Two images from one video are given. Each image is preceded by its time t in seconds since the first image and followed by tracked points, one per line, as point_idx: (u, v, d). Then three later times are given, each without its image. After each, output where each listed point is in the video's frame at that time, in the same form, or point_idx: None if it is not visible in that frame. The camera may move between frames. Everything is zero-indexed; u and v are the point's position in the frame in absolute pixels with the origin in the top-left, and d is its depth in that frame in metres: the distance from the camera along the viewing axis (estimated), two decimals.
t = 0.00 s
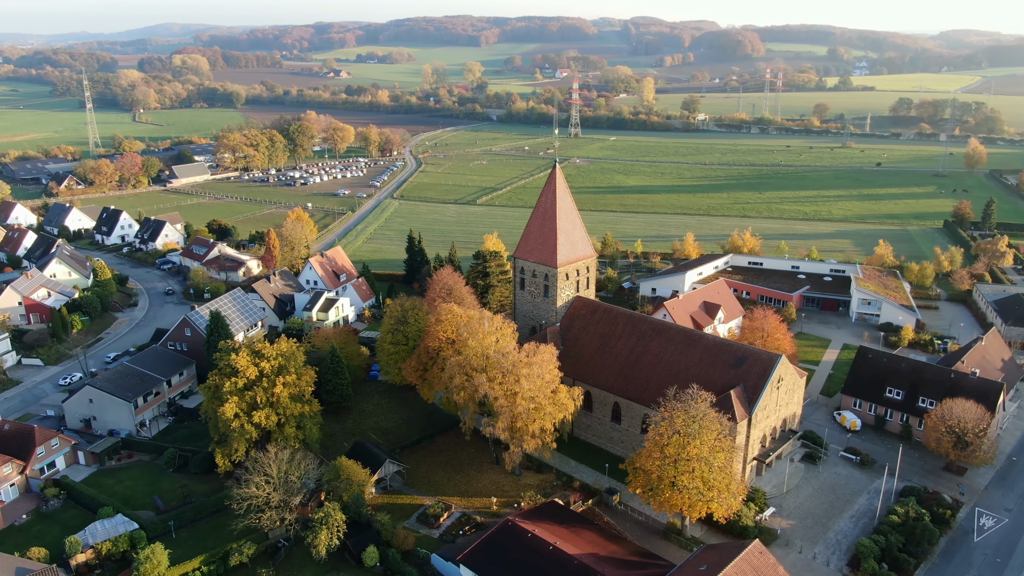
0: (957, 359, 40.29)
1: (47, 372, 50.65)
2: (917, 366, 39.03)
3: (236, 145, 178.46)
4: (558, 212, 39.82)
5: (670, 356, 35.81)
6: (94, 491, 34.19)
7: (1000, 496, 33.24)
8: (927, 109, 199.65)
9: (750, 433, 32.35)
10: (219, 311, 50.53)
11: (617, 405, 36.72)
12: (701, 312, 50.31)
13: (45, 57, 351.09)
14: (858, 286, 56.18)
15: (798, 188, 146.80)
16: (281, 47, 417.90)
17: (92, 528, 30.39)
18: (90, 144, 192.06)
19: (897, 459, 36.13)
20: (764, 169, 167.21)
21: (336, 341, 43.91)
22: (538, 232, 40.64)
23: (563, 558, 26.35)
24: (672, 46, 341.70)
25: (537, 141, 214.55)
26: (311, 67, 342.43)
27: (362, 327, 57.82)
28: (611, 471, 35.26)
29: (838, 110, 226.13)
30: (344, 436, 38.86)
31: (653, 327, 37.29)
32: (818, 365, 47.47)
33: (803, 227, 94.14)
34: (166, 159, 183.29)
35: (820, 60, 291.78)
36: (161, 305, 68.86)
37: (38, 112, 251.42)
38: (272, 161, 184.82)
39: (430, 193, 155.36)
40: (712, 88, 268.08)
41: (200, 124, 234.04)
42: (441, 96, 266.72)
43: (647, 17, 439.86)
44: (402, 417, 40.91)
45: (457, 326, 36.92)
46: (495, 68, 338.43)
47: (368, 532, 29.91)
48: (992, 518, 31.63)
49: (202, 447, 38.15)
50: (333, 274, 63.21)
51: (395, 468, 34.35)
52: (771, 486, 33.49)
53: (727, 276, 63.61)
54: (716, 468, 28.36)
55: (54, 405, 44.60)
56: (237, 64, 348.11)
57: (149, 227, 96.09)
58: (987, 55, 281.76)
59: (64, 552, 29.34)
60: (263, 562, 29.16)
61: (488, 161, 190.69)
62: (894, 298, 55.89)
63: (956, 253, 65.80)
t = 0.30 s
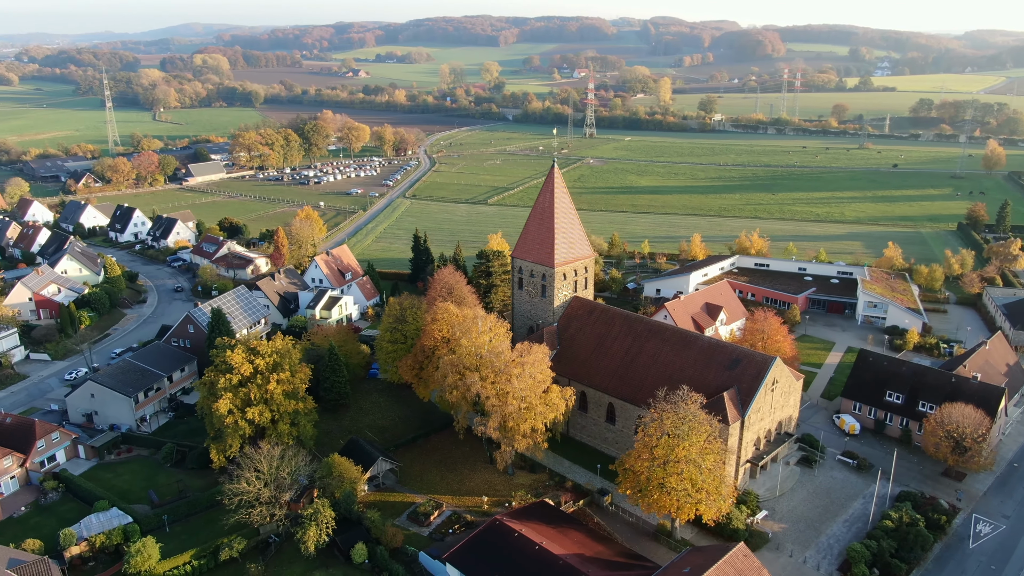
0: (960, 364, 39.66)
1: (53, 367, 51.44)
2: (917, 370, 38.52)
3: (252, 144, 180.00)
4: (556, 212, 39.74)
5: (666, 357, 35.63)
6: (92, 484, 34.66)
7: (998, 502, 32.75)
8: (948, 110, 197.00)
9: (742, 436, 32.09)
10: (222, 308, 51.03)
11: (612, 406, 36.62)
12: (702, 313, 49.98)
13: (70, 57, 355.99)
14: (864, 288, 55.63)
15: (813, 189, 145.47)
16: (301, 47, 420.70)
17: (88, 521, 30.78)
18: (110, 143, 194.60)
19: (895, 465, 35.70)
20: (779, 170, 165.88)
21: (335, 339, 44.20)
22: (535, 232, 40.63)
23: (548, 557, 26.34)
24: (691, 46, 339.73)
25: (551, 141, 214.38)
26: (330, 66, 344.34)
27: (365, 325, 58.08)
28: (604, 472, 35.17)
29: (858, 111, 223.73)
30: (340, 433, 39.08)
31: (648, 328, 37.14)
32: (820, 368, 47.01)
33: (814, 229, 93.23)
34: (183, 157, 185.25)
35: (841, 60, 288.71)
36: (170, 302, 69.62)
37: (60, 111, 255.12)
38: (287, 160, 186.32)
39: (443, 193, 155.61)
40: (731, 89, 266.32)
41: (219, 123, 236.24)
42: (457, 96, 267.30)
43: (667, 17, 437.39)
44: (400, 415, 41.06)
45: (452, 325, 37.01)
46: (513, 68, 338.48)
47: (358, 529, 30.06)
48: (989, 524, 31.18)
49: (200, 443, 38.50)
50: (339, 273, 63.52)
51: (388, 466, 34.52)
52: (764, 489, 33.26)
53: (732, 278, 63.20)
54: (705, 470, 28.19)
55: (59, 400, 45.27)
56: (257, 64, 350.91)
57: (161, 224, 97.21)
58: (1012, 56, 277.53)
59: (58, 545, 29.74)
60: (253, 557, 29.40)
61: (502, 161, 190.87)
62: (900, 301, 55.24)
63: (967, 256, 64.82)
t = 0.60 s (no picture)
0: (961, 368, 39.09)
1: (60, 361, 52.13)
2: (918, 374, 38.06)
3: (267, 143, 181.50)
4: (553, 212, 39.65)
5: (661, 359, 35.49)
6: (90, 478, 35.07)
7: (996, 509, 32.26)
8: (969, 112, 194.12)
9: (735, 438, 31.90)
10: (226, 305, 51.55)
11: (606, 407, 36.52)
12: (704, 315, 49.67)
13: (93, 56, 360.55)
14: (870, 291, 54.98)
15: (829, 190, 143.97)
16: (321, 47, 423.18)
17: (83, 513, 31.20)
18: (128, 141, 196.90)
19: (894, 470, 35.27)
20: (794, 172, 164.45)
21: (335, 337, 44.55)
22: (533, 232, 40.59)
23: (533, 557, 26.33)
24: (711, 46, 337.42)
25: (566, 141, 214.00)
26: (349, 66, 346.02)
27: (368, 324, 58.31)
28: (597, 473, 35.08)
29: (877, 112, 221.13)
30: (337, 430, 39.32)
31: (644, 329, 37.02)
32: (822, 371, 46.58)
33: (824, 230, 92.23)
34: (200, 155, 187.00)
35: (862, 61, 285.31)
36: (178, 299, 70.31)
37: (82, 110, 258.55)
38: (302, 159, 187.55)
39: (455, 192, 155.84)
40: (749, 89, 264.30)
41: (237, 122, 238.24)
42: (474, 96, 267.59)
43: (687, 17, 434.74)
44: (397, 413, 41.20)
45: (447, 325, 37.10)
46: (530, 68, 338.21)
47: (348, 525, 30.27)
48: (986, 531, 30.74)
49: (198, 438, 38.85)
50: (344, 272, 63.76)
51: (381, 464, 34.65)
52: (758, 492, 33.00)
53: (738, 280, 62.74)
54: (693, 472, 28.04)
55: (64, 394, 45.85)
56: (277, 64, 353.50)
57: (173, 222, 98.19)
58: None
59: (53, 537, 30.14)
60: (244, 553, 29.64)
61: (516, 161, 190.84)
62: (907, 304, 54.56)
63: (979, 259, 63.84)
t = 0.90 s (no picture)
0: (963, 372, 38.51)
1: (68, 357, 52.87)
2: (918, 377, 37.57)
3: (282, 143, 183.07)
4: (552, 212, 39.60)
5: (656, 360, 35.33)
6: (89, 472, 35.56)
7: (994, 515, 31.81)
8: (991, 113, 191.21)
9: (727, 441, 31.67)
10: (229, 303, 52.02)
11: (600, 408, 36.41)
12: (706, 316, 49.35)
13: (117, 56, 365.20)
14: (877, 294, 54.40)
15: (844, 192, 142.61)
16: (342, 47, 425.66)
17: (79, 506, 31.64)
18: (148, 140, 199.30)
19: (891, 474, 34.87)
20: (810, 173, 163.00)
21: (334, 335, 44.78)
22: (532, 232, 40.55)
23: (518, 556, 26.33)
24: (732, 46, 335.20)
25: (581, 141, 213.65)
26: (368, 66, 347.65)
27: (372, 322, 58.54)
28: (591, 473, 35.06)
29: (897, 113, 218.49)
30: (334, 428, 39.55)
31: (640, 329, 36.86)
32: (824, 374, 46.11)
33: (836, 232, 91.29)
34: (217, 154, 188.68)
35: (884, 61, 281.93)
36: (187, 296, 71.09)
37: (104, 109, 262.13)
38: (317, 159, 188.84)
39: (467, 192, 156.10)
40: (768, 90, 262.29)
41: (256, 121, 240.31)
42: (491, 96, 267.93)
43: (708, 17, 431.98)
44: (395, 411, 41.35)
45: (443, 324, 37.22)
46: (549, 68, 337.87)
47: (339, 521, 30.44)
48: (982, 538, 30.32)
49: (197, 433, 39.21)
50: (350, 270, 63.93)
51: (375, 461, 34.81)
52: (751, 495, 32.78)
53: (744, 281, 62.24)
54: (681, 473, 27.87)
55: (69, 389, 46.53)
56: (297, 64, 355.99)
57: (185, 220, 99.26)
58: None
59: (50, 529, 30.59)
60: (235, 548, 29.89)
61: (530, 161, 190.88)
62: (914, 307, 53.90)
63: (990, 262, 62.87)
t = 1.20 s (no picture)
0: (965, 377, 37.89)
1: (76, 352, 53.57)
2: (919, 382, 37.10)
3: (298, 142, 184.59)
4: (550, 212, 39.56)
5: (651, 361, 35.19)
6: (89, 465, 36.05)
7: (992, 522, 31.34)
8: (1015, 115, 188.18)
9: (720, 443, 31.46)
10: (233, 300, 52.46)
11: (595, 408, 36.33)
12: (708, 318, 48.99)
13: (141, 55, 369.63)
14: (883, 296, 53.59)
15: (860, 193, 141.22)
16: (362, 47, 427.77)
17: (77, 500, 32.10)
18: (166, 139, 201.56)
19: (889, 480, 34.48)
20: (825, 174, 161.60)
21: (335, 332, 44.99)
22: (530, 232, 40.53)
23: (504, 555, 26.36)
24: (752, 47, 332.80)
25: (596, 141, 213.20)
26: (387, 66, 349.09)
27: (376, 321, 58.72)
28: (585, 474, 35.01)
29: (918, 114, 215.82)
30: (332, 426, 39.76)
31: (637, 330, 36.73)
32: (827, 377, 45.63)
33: (847, 234, 90.27)
34: (234, 153, 190.33)
35: (907, 62, 278.46)
36: (195, 293, 71.80)
37: (126, 108, 265.43)
38: (332, 158, 189.96)
39: (480, 192, 156.25)
40: (787, 91, 260.19)
41: (274, 120, 242.14)
42: (508, 96, 268.07)
43: (729, 17, 429.18)
44: (392, 410, 41.52)
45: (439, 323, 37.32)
46: (567, 69, 337.47)
47: (330, 518, 30.69)
48: (978, 545, 29.89)
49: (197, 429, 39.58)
50: (356, 269, 64.15)
51: (369, 459, 34.98)
52: (744, 498, 32.57)
53: (749, 283, 61.77)
54: (670, 475, 27.72)
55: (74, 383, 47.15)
56: (317, 63, 358.23)
57: (198, 218, 100.34)
58: None
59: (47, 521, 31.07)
60: (227, 542, 30.17)
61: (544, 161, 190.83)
62: (921, 310, 53.13)
63: (1002, 266, 61.86)
